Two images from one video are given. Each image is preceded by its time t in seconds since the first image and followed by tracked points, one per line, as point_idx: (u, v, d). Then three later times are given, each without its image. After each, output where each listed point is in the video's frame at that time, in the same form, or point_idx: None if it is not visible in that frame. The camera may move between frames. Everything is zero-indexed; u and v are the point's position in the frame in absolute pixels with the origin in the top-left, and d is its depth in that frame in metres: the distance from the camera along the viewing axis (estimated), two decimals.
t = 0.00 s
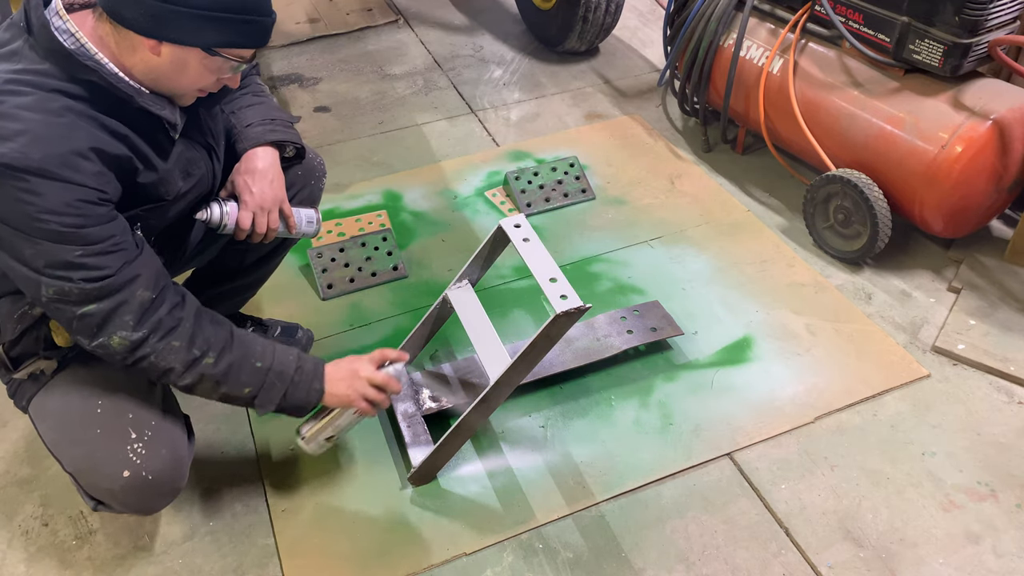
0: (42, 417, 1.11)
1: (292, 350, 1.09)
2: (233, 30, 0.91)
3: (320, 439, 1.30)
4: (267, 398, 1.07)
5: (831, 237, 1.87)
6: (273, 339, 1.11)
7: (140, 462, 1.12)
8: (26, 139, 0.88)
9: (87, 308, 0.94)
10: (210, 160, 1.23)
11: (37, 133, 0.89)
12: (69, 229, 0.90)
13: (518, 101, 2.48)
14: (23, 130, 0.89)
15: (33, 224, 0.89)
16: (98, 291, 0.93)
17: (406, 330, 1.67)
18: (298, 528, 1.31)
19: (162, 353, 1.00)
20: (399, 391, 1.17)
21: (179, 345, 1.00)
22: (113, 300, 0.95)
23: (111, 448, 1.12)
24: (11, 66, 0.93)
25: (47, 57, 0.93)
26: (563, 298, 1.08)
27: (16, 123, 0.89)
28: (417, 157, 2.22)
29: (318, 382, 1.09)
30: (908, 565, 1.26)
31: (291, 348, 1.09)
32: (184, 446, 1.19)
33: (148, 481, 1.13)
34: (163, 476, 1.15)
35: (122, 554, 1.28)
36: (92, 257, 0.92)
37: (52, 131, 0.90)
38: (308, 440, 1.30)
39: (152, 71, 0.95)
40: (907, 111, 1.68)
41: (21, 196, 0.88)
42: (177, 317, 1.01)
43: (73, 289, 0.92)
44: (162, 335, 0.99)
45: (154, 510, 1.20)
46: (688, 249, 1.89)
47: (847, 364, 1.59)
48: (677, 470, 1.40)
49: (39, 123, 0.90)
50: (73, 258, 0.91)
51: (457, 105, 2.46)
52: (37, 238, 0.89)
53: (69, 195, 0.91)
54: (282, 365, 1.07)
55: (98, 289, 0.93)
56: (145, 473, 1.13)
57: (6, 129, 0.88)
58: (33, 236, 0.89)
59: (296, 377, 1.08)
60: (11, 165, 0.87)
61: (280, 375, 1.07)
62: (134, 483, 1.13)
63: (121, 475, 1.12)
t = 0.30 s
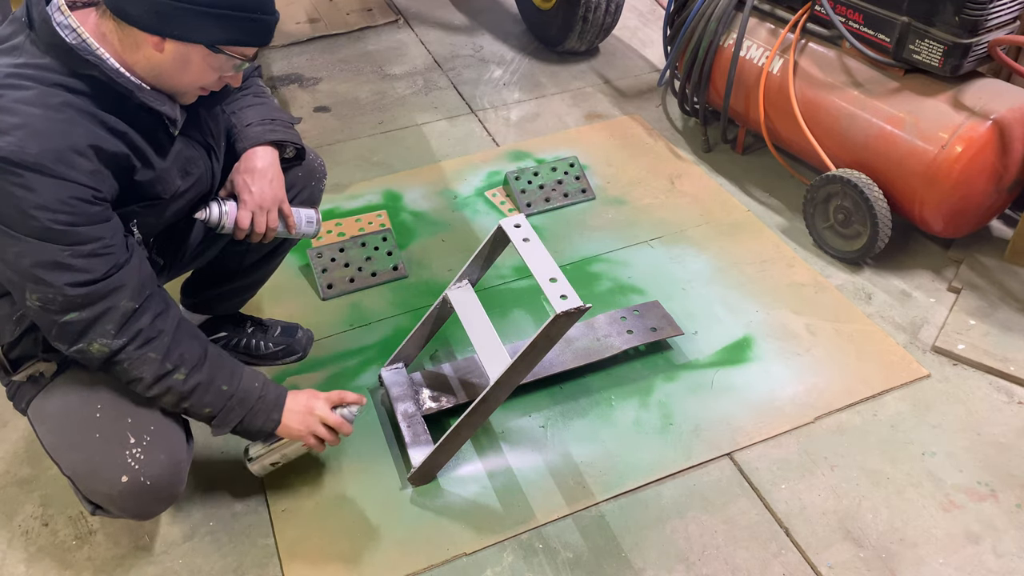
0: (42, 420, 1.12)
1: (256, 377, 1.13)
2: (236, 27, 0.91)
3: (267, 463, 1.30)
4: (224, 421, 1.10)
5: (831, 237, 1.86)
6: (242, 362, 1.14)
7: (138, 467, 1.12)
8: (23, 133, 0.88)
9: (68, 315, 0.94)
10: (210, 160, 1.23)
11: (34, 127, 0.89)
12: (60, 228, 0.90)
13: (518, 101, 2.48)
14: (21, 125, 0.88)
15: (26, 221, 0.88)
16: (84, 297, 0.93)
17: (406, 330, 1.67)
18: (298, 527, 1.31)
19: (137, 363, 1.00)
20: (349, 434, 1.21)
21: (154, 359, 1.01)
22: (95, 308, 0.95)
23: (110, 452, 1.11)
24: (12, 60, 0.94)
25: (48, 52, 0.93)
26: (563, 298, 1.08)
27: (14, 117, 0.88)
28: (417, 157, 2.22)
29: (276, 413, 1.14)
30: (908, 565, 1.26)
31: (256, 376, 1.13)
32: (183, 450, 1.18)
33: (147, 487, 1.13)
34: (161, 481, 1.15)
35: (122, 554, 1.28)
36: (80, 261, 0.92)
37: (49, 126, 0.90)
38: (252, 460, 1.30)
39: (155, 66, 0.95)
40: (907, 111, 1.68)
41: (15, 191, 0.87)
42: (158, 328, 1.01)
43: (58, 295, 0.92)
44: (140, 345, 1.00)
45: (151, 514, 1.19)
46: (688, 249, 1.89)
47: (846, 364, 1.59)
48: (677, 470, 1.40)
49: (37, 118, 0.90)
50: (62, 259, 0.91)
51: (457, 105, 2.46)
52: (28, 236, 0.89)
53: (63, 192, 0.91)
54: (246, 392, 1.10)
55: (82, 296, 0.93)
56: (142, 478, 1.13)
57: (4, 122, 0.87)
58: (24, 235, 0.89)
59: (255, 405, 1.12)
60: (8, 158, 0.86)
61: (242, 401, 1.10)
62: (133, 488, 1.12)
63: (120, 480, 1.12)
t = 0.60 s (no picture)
0: (45, 420, 1.12)
1: (305, 331, 1.10)
2: (236, 20, 0.91)
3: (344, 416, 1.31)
4: (284, 379, 1.07)
5: (831, 237, 1.86)
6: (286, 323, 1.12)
7: (144, 463, 1.13)
8: (29, 127, 0.88)
9: (97, 297, 0.93)
10: (209, 157, 1.24)
11: (39, 121, 0.89)
12: (75, 217, 0.90)
13: (518, 101, 2.48)
14: (28, 120, 0.88)
15: (40, 213, 0.88)
16: (108, 279, 0.93)
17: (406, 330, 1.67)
18: (298, 528, 1.31)
19: (178, 339, 1.00)
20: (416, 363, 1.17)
21: (193, 330, 1.01)
22: (123, 287, 0.94)
23: (116, 449, 1.12)
24: (12, 59, 0.94)
25: (48, 49, 0.93)
26: (563, 298, 1.08)
27: (18, 112, 0.88)
28: (417, 157, 2.22)
29: (335, 361, 1.10)
30: (908, 565, 1.26)
31: (304, 330, 1.10)
32: (188, 447, 1.19)
33: (153, 483, 1.14)
34: (168, 476, 1.15)
35: (122, 554, 1.28)
36: (100, 244, 0.92)
37: (54, 120, 0.90)
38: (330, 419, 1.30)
39: (156, 62, 0.95)
40: (907, 111, 1.68)
41: (27, 185, 0.88)
42: (188, 302, 1.01)
43: (83, 278, 0.92)
44: (175, 321, 0.99)
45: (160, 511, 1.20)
46: (689, 249, 1.89)
47: (846, 364, 1.59)
48: (677, 470, 1.40)
49: (41, 113, 0.90)
50: (82, 244, 0.91)
51: (457, 105, 2.46)
52: (44, 226, 0.89)
53: (73, 182, 0.90)
54: (298, 345, 1.08)
55: (107, 277, 0.93)
56: (149, 474, 1.13)
57: (9, 119, 0.87)
58: (40, 226, 0.89)
59: (311, 358, 1.09)
60: (15, 154, 0.86)
61: (296, 355, 1.08)
62: (139, 484, 1.13)
63: (126, 476, 1.12)
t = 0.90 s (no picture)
0: (59, 412, 1.13)
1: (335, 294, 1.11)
2: (240, 12, 0.91)
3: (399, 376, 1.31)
4: (323, 339, 1.07)
5: (831, 237, 1.86)
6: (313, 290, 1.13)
7: (162, 448, 1.14)
8: (42, 119, 0.89)
9: (122, 274, 0.93)
10: (216, 153, 1.25)
11: (52, 114, 0.90)
12: (93, 201, 0.90)
13: (518, 101, 2.48)
14: (39, 113, 0.89)
15: (58, 200, 0.88)
16: (132, 256, 0.93)
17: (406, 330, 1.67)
18: (298, 528, 1.31)
19: (207, 310, 1.00)
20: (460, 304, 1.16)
21: (222, 300, 1.01)
22: (149, 262, 0.95)
23: (133, 436, 1.13)
24: (19, 57, 0.94)
25: (56, 48, 0.93)
26: (563, 298, 1.08)
27: (30, 106, 0.89)
28: (417, 157, 2.22)
29: (372, 315, 1.09)
30: (908, 565, 1.26)
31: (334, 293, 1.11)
32: (202, 433, 1.21)
33: (172, 467, 1.15)
34: (186, 460, 1.17)
35: (122, 554, 1.28)
36: (121, 222, 0.92)
37: (65, 113, 0.91)
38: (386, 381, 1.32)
39: (162, 58, 0.95)
40: (907, 111, 1.68)
41: (39, 173, 0.87)
42: (213, 274, 1.02)
43: (107, 257, 0.92)
44: (203, 292, 1.00)
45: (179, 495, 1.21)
46: (689, 249, 1.89)
47: (846, 364, 1.59)
48: (677, 470, 1.40)
49: (53, 107, 0.90)
50: (104, 224, 0.91)
51: (457, 105, 2.46)
52: (63, 213, 0.89)
53: (87, 167, 0.91)
54: (330, 306, 1.08)
55: (132, 253, 0.93)
56: (167, 458, 1.15)
57: (22, 113, 0.88)
58: (59, 214, 0.89)
59: (347, 315, 1.08)
60: (27, 144, 0.86)
61: (330, 314, 1.08)
62: (158, 469, 1.14)
63: (144, 461, 1.13)
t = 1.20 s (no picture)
0: (65, 408, 1.13)
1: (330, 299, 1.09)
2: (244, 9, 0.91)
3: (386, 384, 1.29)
4: (315, 346, 1.05)
5: (831, 237, 1.87)
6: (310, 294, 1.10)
7: (169, 442, 1.14)
8: (42, 116, 0.89)
9: (117, 276, 0.93)
10: (219, 152, 1.25)
11: (53, 111, 0.90)
12: (91, 201, 0.90)
13: (518, 101, 2.48)
14: (40, 110, 0.89)
15: (55, 199, 0.88)
16: (127, 257, 0.92)
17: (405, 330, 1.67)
18: (298, 528, 1.31)
19: (200, 314, 0.98)
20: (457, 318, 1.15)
21: (215, 304, 0.99)
22: (144, 264, 0.94)
23: (139, 432, 1.13)
24: (21, 54, 0.94)
25: (59, 45, 0.93)
26: (563, 298, 1.08)
27: (31, 103, 0.89)
28: (417, 157, 2.22)
29: (365, 321, 1.07)
30: (908, 565, 1.26)
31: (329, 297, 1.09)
32: (208, 427, 1.21)
33: (179, 460, 1.15)
34: (193, 454, 1.17)
35: (122, 554, 1.28)
36: (117, 224, 0.92)
37: (66, 111, 0.91)
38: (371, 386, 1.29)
39: (165, 55, 0.95)
40: (907, 111, 1.68)
41: (38, 171, 0.87)
42: (208, 277, 1.00)
43: (102, 258, 0.91)
44: (197, 295, 0.98)
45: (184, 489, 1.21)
46: (689, 249, 1.89)
47: (846, 364, 1.59)
48: (677, 470, 1.40)
49: (54, 105, 0.90)
50: (100, 225, 0.91)
51: (457, 105, 2.46)
52: (59, 212, 0.89)
53: (87, 166, 0.91)
54: (324, 312, 1.06)
55: (127, 254, 0.92)
56: (174, 452, 1.15)
57: (22, 110, 0.88)
58: (55, 212, 0.89)
59: (340, 321, 1.06)
60: (27, 142, 0.86)
61: (324, 320, 1.06)
62: (165, 463, 1.14)
63: (151, 456, 1.13)
